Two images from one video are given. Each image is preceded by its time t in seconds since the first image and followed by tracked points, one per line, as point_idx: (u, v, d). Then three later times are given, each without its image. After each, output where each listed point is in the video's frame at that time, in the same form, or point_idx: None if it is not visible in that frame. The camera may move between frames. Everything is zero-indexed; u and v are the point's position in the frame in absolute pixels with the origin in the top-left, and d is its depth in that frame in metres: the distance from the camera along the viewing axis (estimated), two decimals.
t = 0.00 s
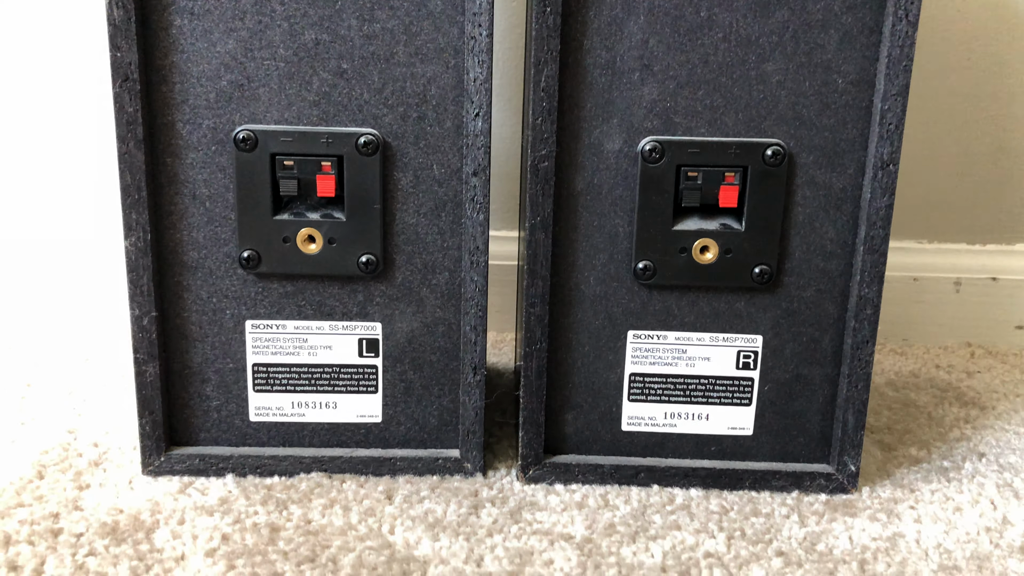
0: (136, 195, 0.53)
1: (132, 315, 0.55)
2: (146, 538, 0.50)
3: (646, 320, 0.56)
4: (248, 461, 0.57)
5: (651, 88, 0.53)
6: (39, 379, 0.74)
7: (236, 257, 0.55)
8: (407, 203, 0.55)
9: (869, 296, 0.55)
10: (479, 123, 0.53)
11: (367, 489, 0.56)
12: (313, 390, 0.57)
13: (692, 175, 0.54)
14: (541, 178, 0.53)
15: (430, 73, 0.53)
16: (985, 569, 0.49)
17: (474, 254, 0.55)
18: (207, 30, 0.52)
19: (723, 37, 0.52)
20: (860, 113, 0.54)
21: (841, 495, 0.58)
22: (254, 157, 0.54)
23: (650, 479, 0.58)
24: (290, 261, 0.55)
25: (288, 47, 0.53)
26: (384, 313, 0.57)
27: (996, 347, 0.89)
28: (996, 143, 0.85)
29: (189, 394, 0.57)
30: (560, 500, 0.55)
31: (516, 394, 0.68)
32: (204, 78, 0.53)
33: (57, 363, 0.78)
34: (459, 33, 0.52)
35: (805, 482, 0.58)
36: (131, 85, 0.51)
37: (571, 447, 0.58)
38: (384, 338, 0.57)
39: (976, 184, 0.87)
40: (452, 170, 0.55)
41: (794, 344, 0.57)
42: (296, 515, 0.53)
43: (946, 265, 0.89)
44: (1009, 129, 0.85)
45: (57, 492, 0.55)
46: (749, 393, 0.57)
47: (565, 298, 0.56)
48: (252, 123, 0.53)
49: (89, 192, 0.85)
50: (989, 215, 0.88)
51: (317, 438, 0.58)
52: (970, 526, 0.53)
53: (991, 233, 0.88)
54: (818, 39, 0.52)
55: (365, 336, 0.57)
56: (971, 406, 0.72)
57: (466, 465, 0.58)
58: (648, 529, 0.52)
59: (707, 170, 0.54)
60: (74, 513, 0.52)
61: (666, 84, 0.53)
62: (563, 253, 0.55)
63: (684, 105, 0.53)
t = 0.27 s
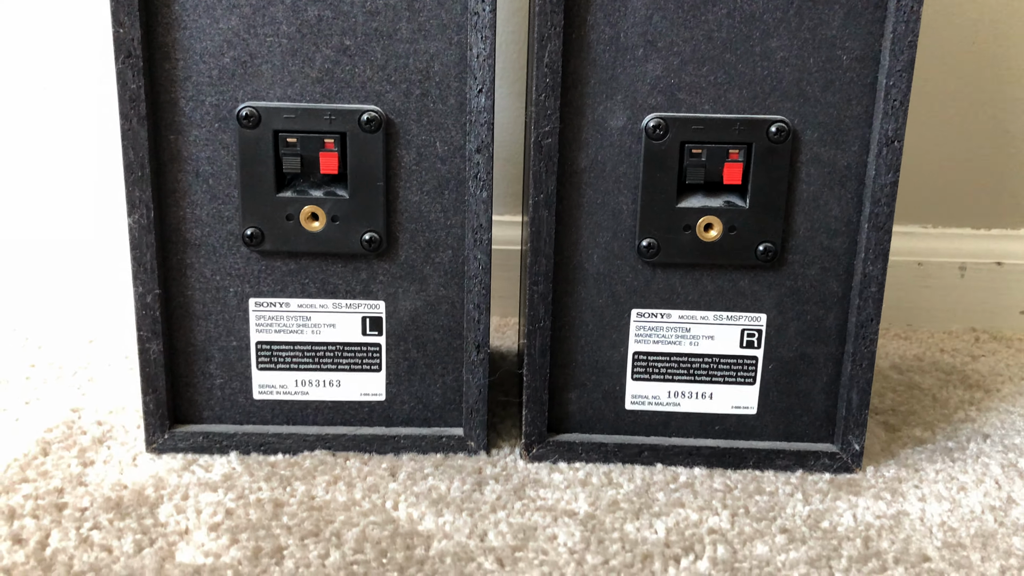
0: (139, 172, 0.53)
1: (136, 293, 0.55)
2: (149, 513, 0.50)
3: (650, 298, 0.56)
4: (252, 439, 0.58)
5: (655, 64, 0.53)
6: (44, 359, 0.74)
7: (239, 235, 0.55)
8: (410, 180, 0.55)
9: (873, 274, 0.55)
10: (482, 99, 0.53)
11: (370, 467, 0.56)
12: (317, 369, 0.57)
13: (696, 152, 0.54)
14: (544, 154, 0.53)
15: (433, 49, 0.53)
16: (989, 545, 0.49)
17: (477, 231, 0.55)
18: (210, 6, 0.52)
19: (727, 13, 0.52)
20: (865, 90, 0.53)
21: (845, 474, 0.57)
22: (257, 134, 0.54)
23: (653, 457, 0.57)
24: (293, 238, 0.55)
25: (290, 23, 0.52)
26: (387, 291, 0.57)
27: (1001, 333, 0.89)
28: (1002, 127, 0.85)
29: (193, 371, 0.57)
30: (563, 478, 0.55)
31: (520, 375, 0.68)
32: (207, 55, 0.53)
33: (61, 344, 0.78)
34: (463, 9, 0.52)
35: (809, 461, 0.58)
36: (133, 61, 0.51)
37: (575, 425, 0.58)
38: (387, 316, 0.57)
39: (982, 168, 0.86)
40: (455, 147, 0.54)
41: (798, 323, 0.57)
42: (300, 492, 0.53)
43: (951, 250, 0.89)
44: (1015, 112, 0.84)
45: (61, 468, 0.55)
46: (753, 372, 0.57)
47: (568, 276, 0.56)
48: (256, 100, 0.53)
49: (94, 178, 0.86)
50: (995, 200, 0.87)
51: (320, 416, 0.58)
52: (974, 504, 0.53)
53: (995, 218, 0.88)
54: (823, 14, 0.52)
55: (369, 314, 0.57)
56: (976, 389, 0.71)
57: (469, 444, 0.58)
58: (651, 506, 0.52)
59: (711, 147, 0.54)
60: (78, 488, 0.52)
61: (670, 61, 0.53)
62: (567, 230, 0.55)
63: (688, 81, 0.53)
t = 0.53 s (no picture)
0: (144, 165, 0.53)
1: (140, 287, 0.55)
2: (154, 508, 0.50)
3: (655, 295, 0.56)
4: (256, 435, 0.57)
5: (662, 59, 0.53)
6: (47, 354, 0.74)
7: (244, 229, 0.55)
8: (415, 175, 0.55)
9: (880, 271, 0.54)
10: (488, 94, 0.53)
11: (374, 462, 0.56)
12: (321, 364, 0.57)
13: (703, 147, 0.53)
14: (550, 149, 0.53)
15: (439, 43, 0.53)
16: (995, 543, 0.49)
17: (482, 227, 0.55)
18: None
19: (734, 8, 0.52)
20: (872, 86, 0.53)
21: (851, 472, 0.57)
22: (262, 128, 0.53)
23: (658, 454, 0.57)
24: (297, 233, 0.55)
25: (296, 17, 0.52)
26: (392, 286, 0.56)
27: (1006, 330, 0.88)
28: (1008, 124, 0.84)
29: (197, 366, 0.57)
30: (568, 475, 0.55)
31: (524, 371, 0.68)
32: (212, 48, 0.52)
33: (64, 339, 0.78)
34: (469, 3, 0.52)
35: (814, 459, 0.57)
36: (139, 54, 0.51)
37: (579, 422, 0.58)
38: (392, 312, 0.57)
39: (987, 166, 0.86)
40: (461, 142, 0.54)
41: (804, 320, 0.57)
42: (304, 488, 0.53)
43: (956, 248, 0.88)
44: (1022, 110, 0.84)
45: (65, 463, 0.55)
46: (759, 369, 0.57)
47: (574, 272, 0.55)
48: (261, 93, 0.53)
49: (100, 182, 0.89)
50: (1000, 198, 0.87)
51: (324, 412, 0.58)
52: (980, 503, 0.53)
53: (1001, 216, 0.88)
54: (831, 9, 0.52)
55: (373, 309, 0.57)
56: (981, 386, 0.71)
57: (473, 440, 0.58)
58: (656, 504, 0.52)
59: (718, 142, 0.53)
60: (83, 484, 0.52)
61: (677, 56, 0.53)
62: (573, 226, 0.55)
63: (695, 76, 0.53)
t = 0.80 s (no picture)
0: (153, 163, 0.52)
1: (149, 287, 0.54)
2: (163, 510, 0.49)
3: (670, 294, 0.55)
4: (266, 435, 0.57)
5: (677, 55, 0.52)
6: (54, 353, 0.73)
7: (253, 228, 0.54)
8: (427, 173, 0.54)
9: (898, 270, 0.54)
10: (501, 90, 0.52)
11: (386, 464, 0.55)
12: (332, 364, 0.57)
13: (719, 144, 0.53)
14: (564, 146, 0.52)
15: (452, 39, 0.52)
16: (1016, 546, 0.48)
17: (495, 225, 0.54)
18: None
19: (751, 3, 0.51)
20: (891, 82, 0.52)
21: (867, 473, 0.57)
22: (272, 126, 0.53)
23: (672, 455, 0.57)
24: (308, 231, 0.54)
25: (306, 12, 0.51)
26: (403, 286, 0.56)
27: (1019, 329, 0.88)
28: None
29: (206, 366, 0.57)
30: (581, 476, 0.54)
31: (534, 371, 0.68)
32: (222, 45, 0.52)
33: (71, 338, 0.77)
34: None
35: (830, 459, 0.57)
36: (147, 51, 0.50)
37: (593, 422, 0.57)
38: (403, 311, 0.56)
39: (1002, 163, 0.85)
40: (473, 139, 0.53)
41: (820, 319, 0.56)
42: (315, 489, 0.52)
43: (969, 246, 0.88)
44: None
45: (73, 465, 0.54)
46: (774, 368, 0.57)
47: (588, 271, 0.55)
48: (271, 90, 0.53)
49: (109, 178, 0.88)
50: (1014, 195, 0.86)
51: (335, 412, 0.58)
52: (999, 504, 0.52)
53: (1015, 213, 0.87)
54: (849, 4, 0.51)
55: (384, 309, 0.56)
56: (996, 385, 0.71)
57: (485, 441, 0.57)
58: (671, 505, 0.51)
59: (734, 139, 0.53)
60: (91, 485, 0.52)
61: (693, 52, 0.52)
62: (586, 225, 0.54)
63: (711, 73, 0.52)
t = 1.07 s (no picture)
0: (162, 156, 0.51)
1: (158, 282, 0.53)
2: (173, 512, 0.48)
3: (692, 290, 0.54)
4: (277, 435, 0.55)
5: (701, 44, 0.50)
6: (59, 350, 0.72)
7: (265, 222, 0.53)
8: (442, 166, 0.52)
9: (927, 265, 0.52)
10: (520, 81, 0.50)
11: (400, 464, 0.54)
12: (345, 361, 0.55)
13: (743, 136, 0.51)
14: (584, 139, 0.50)
15: (469, 28, 0.50)
16: None
17: (513, 220, 0.52)
18: None
19: None
20: (922, 72, 0.51)
21: (894, 474, 0.55)
22: (284, 117, 0.51)
23: (693, 456, 0.55)
24: (321, 226, 0.53)
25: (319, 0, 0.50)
26: (418, 282, 0.54)
27: None
28: None
29: (216, 364, 0.55)
30: (601, 477, 0.53)
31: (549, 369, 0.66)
32: (233, 34, 0.50)
33: (76, 335, 0.76)
34: None
35: (856, 460, 0.55)
36: (156, 41, 0.49)
37: (612, 422, 0.56)
38: (418, 308, 0.55)
39: None
40: (490, 132, 0.52)
41: (845, 316, 0.54)
42: (328, 490, 0.51)
43: (989, 241, 0.86)
44: None
45: (80, 464, 0.53)
46: (799, 367, 0.55)
47: (608, 266, 0.53)
48: (283, 81, 0.51)
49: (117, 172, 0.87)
50: None
51: (348, 411, 0.56)
52: None
53: None
54: None
55: (399, 305, 0.55)
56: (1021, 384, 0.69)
57: (502, 440, 0.56)
58: (695, 508, 0.50)
59: (760, 131, 0.51)
60: (99, 486, 0.50)
61: (717, 41, 0.50)
62: (606, 219, 0.53)
63: (735, 62, 0.51)
